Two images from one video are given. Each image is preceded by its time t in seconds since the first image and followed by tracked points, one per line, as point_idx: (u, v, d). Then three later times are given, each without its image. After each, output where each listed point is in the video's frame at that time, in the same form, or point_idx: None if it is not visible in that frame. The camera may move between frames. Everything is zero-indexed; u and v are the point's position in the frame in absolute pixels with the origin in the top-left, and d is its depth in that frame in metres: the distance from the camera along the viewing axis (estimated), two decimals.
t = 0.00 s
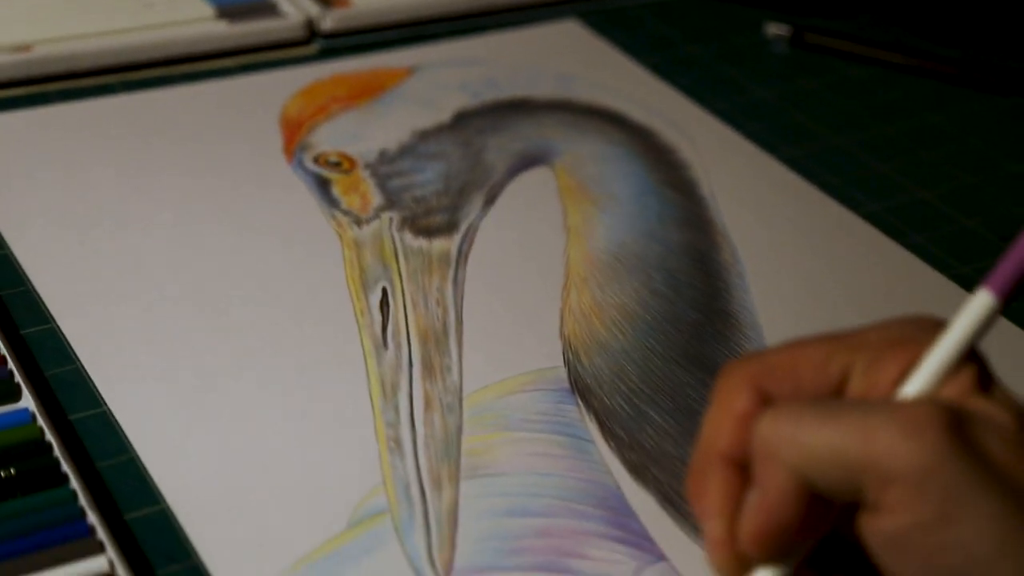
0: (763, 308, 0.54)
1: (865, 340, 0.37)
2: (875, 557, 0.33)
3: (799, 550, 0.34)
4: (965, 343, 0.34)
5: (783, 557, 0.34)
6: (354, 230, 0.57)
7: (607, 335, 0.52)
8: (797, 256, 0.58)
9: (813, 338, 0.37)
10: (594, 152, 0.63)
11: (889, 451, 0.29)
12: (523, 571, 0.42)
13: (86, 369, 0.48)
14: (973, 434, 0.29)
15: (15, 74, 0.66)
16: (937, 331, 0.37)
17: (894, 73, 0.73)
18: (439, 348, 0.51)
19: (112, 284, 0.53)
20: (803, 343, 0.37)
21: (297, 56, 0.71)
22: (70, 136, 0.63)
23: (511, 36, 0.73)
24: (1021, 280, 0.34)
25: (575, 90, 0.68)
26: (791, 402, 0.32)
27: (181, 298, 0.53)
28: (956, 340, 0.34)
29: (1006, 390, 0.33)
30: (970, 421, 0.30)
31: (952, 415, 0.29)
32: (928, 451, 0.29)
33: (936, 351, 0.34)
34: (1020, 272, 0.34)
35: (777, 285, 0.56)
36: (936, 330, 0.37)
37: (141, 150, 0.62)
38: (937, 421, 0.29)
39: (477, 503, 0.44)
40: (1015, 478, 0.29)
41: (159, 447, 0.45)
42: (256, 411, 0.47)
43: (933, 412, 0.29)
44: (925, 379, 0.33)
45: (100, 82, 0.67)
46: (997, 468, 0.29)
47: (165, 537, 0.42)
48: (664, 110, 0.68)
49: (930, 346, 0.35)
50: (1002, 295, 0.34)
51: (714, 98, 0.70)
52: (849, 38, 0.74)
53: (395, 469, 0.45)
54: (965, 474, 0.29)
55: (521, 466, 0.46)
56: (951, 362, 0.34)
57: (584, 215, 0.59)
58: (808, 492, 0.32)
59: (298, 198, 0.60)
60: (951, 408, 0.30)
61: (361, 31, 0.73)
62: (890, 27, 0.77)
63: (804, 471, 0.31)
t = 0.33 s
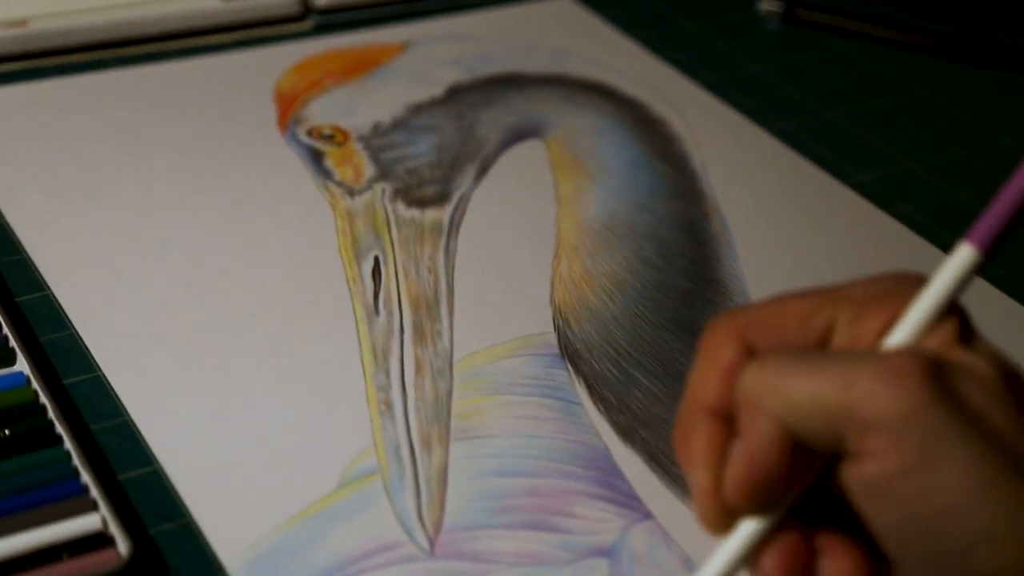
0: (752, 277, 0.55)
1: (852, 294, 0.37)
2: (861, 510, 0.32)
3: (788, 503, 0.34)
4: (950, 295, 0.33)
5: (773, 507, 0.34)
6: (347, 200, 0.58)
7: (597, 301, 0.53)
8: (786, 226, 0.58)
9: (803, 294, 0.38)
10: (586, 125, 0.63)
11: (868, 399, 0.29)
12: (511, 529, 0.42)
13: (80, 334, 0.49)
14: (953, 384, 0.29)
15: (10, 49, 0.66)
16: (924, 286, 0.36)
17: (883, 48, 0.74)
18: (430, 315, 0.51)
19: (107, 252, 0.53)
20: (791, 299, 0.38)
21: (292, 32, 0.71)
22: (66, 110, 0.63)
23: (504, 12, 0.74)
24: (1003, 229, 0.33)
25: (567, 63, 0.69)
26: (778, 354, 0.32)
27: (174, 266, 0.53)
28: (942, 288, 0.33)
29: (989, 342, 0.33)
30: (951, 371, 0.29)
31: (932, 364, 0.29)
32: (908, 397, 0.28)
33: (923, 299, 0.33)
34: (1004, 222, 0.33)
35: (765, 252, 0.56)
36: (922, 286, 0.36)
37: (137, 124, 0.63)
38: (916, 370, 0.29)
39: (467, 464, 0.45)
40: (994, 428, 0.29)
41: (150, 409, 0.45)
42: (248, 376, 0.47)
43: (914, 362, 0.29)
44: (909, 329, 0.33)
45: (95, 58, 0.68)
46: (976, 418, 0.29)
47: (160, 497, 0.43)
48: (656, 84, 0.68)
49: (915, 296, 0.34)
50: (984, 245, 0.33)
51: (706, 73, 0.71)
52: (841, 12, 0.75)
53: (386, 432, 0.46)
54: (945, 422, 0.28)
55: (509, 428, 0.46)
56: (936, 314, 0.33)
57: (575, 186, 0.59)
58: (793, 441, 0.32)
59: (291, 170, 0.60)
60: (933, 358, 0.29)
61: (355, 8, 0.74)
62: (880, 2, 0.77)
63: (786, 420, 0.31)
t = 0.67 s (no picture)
0: (743, 250, 0.55)
1: (840, 254, 0.38)
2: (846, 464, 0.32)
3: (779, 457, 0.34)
4: (937, 255, 0.33)
5: (767, 460, 0.34)
6: (342, 176, 0.58)
7: (589, 273, 0.53)
8: (776, 201, 0.59)
9: (788, 256, 0.39)
10: (579, 103, 0.64)
11: (856, 353, 0.28)
12: (504, 493, 0.43)
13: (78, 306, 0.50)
14: (939, 338, 0.29)
15: (9, 28, 0.67)
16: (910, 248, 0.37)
17: (876, 28, 0.75)
18: (424, 286, 0.52)
19: (104, 225, 0.54)
20: (778, 259, 0.38)
21: (289, 14, 0.72)
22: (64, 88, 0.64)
23: None
24: (991, 186, 0.33)
25: (562, 42, 0.69)
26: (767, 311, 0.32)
27: (173, 239, 0.54)
28: (928, 249, 0.33)
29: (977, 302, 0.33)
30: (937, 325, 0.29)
31: (919, 319, 0.29)
32: (893, 351, 0.28)
33: (912, 256, 0.33)
34: (992, 179, 0.33)
35: (756, 225, 0.57)
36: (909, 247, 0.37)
37: (134, 101, 0.64)
38: (903, 324, 0.28)
39: (460, 431, 0.45)
40: (977, 385, 0.28)
41: (148, 378, 0.46)
42: (245, 346, 0.48)
43: (903, 317, 0.28)
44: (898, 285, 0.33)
45: (94, 38, 0.69)
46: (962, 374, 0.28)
47: (158, 463, 0.44)
48: (649, 63, 0.68)
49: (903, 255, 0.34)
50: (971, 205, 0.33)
51: (700, 52, 0.71)
52: None
53: (380, 399, 0.46)
54: (929, 378, 0.28)
55: (503, 396, 0.47)
56: (924, 273, 0.33)
57: (568, 162, 0.60)
58: (784, 394, 0.32)
59: (288, 147, 0.61)
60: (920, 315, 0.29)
61: None
62: None
63: (775, 373, 0.31)
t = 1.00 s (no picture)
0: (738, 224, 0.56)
1: (832, 216, 0.40)
2: (840, 422, 0.34)
3: (772, 412, 0.37)
4: (926, 215, 0.35)
5: (755, 417, 0.37)
6: (341, 151, 0.59)
7: (586, 246, 0.54)
8: (772, 175, 0.59)
9: (783, 218, 0.41)
10: (576, 80, 0.64)
11: (844, 309, 0.30)
12: (501, 458, 0.43)
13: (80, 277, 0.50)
14: (929, 296, 0.30)
15: (10, 8, 0.68)
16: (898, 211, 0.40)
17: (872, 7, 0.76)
18: (422, 259, 0.52)
19: (105, 199, 0.55)
20: (775, 220, 0.41)
21: None
22: (64, 65, 0.64)
23: None
24: (976, 151, 0.37)
25: (559, 19, 0.69)
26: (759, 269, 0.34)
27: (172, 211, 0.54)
28: (915, 211, 0.35)
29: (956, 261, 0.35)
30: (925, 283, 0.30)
31: (908, 277, 0.30)
32: (882, 307, 0.29)
33: (902, 216, 0.35)
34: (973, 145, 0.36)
35: (751, 199, 0.58)
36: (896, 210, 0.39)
37: (134, 79, 0.64)
38: (893, 281, 0.30)
39: (458, 398, 0.46)
40: (963, 339, 0.30)
41: (150, 348, 0.47)
42: (245, 316, 0.49)
43: (891, 274, 0.30)
44: (890, 244, 0.35)
45: (94, 18, 0.69)
46: (950, 331, 0.30)
47: (160, 428, 0.44)
48: (647, 42, 0.69)
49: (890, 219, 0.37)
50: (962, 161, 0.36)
51: (697, 30, 0.72)
52: None
53: (379, 367, 0.47)
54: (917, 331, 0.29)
55: (500, 364, 0.47)
56: (912, 234, 0.35)
57: (565, 136, 0.60)
58: (772, 349, 0.34)
59: (287, 123, 0.61)
60: (908, 272, 0.31)
61: None
62: None
63: (766, 328, 0.33)
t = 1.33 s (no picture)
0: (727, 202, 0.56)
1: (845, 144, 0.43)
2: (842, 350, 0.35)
3: (763, 341, 0.39)
4: (938, 155, 0.36)
5: (745, 347, 0.39)
6: (334, 130, 0.59)
7: (576, 222, 0.54)
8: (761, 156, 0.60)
9: (798, 143, 0.43)
10: (567, 62, 0.64)
11: (850, 246, 0.32)
12: (490, 429, 0.44)
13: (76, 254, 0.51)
14: (933, 235, 0.32)
15: None
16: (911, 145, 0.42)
17: None
18: (414, 235, 0.53)
19: (99, 179, 0.55)
20: (789, 145, 0.43)
21: None
22: (58, 48, 0.65)
23: None
24: (1002, 96, 0.37)
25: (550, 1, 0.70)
26: (766, 200, 0.35)
27: (165, 191, 0.55)
28: (930, 148, 0.36)
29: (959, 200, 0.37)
30: (928, 223, 0.32)
31: (914, 216, 0.32)
32: (888, 246, 0.31)
33: (914, 157, 0.37)
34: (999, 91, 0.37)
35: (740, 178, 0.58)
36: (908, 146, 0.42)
37: (129, 60, 0.65)
38: (900, 220, 0.31)
39: (448, 370, 0.46)
40: (965, 278, 0.32)
41: (143, 325, 0.47)
42: (237, 292, 0.49)
43: (897, 212, 0.32)
44: (902, 179, 0.36)
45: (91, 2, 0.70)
46: (955, 266, 0.32)
47: (154, 400, 0.45)
48: (639, 24, 0.69)
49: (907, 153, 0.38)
50: (980, 111, 0.37)
51: (689, 11, 0.73)
52: None
53: (370, 341, 0.48)
54: (920, 270, 0.31)
55: (489, 337, 0.48)
56: (925, 170, 0.37)
57: (557, 117, 0.61)
58: (771, 282, 0.36)
59: (280, 105, 0.62)
60: (912, 210, 0.32)
61: None
62: None
63: (771, 260, 0.34)
